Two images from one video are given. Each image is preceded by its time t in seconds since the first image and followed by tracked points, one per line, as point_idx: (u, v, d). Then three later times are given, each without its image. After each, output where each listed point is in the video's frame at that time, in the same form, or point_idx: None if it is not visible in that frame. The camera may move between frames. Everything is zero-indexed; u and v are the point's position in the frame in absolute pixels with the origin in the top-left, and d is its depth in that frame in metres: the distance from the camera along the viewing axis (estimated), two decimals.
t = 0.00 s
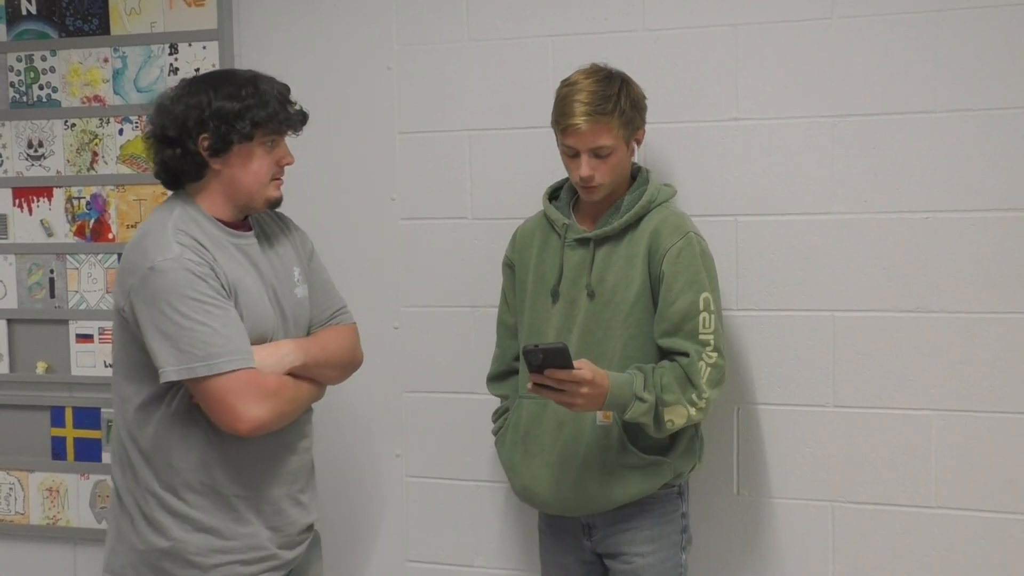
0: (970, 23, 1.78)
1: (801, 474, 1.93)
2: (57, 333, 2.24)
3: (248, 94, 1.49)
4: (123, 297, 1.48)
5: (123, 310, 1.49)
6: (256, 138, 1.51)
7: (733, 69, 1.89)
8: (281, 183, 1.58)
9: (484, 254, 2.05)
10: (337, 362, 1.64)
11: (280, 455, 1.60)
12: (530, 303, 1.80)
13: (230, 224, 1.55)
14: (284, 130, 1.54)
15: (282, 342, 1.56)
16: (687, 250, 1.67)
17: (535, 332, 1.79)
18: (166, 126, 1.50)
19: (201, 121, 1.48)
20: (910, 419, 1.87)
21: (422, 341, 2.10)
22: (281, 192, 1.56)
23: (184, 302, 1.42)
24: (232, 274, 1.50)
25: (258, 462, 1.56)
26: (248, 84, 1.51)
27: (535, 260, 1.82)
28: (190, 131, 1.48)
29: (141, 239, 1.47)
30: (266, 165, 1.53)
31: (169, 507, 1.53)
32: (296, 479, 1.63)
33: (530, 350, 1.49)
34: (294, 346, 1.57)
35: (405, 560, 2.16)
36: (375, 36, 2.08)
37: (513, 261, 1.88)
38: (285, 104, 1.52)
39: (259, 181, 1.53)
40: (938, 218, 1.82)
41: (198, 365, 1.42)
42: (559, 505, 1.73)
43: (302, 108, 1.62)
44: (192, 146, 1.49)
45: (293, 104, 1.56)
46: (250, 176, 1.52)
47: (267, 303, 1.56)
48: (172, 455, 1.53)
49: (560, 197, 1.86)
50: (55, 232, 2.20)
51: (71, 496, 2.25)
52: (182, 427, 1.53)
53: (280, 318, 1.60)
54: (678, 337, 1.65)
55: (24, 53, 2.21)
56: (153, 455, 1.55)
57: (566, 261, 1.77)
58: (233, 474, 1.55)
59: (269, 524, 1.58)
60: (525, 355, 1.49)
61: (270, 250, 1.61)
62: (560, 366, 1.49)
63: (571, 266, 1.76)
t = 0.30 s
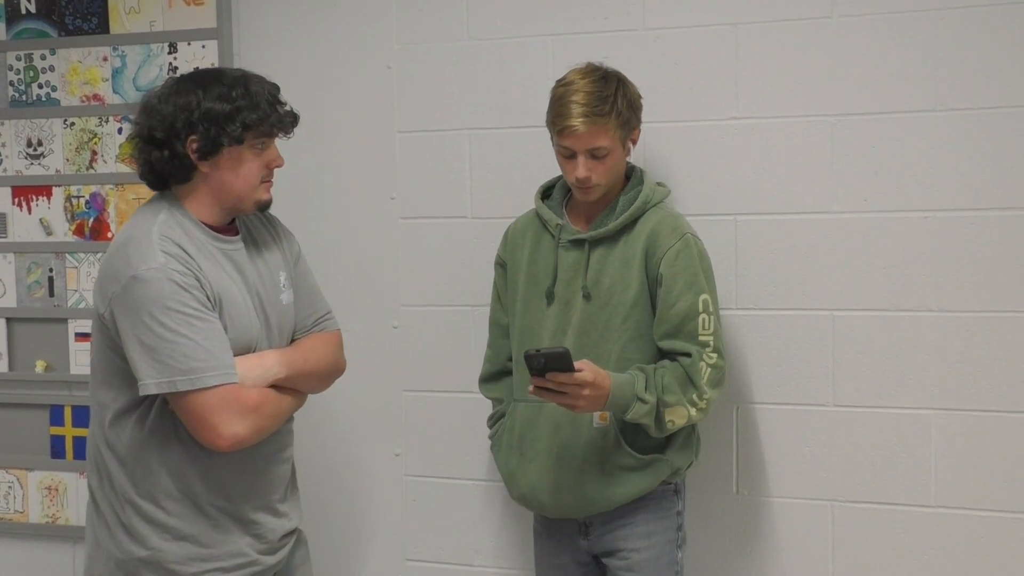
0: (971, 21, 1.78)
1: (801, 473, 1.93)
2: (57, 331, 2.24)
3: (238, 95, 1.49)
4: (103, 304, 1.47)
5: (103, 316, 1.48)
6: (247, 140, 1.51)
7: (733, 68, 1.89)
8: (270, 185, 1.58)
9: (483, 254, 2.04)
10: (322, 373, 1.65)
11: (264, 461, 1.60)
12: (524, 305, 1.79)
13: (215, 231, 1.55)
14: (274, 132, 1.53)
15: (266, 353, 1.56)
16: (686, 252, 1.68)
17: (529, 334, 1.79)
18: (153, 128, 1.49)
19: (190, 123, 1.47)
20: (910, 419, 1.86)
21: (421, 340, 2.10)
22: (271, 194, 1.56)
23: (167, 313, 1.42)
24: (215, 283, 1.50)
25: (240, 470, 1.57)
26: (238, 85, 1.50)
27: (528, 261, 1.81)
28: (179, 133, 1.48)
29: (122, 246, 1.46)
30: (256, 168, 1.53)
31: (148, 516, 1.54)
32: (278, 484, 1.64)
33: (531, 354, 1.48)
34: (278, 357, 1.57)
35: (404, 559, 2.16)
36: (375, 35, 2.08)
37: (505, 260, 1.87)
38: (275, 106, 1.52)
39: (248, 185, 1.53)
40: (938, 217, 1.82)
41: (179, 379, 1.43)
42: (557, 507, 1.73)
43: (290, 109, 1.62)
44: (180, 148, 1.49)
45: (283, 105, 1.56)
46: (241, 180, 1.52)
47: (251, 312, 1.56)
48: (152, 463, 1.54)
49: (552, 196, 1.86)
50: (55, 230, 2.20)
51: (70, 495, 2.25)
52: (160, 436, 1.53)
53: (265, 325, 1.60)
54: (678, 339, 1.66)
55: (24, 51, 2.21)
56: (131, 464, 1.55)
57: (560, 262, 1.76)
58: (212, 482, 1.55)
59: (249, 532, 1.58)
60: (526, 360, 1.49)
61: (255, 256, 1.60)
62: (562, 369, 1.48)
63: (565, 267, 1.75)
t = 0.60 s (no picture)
0: (970, 21, 1.78)
1: (801, 473, 1.93)
2: (58, 332, 2.24)
3: (231, 96, 1.49)
4: (97, 309, 1.47)
5: (97, 321, 1.48)
6: (241, 141, 1.51)
7: (732, 68, 1.89)
8: (266, 186, 1.58)
9: (483, 254, 2.05)
10: (318, 375, 1.65)
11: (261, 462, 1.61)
12: (523, 309, 1.79)
13: (210, 235, 1.55)
14: (269, 133, 1.53)
15: (262, 357, 1.56)
16: (683, 245, 1.68)
17: (529, 337, 1.78)
18: (147, 129, 1.49)
19: (184, 125, 1.47)
20: (910, 418, 1.86)
21: (421, 341, 2.10)
22: (266, 195, 1.56)
23: (161, 321, 1.42)
24: (210, 288, 1.50)
25: (236, 470, 1.57)
26: (232, 85, 1.50)
27: (524, 265, 1.81)
28: (172, 134, 1.48)
29: (116, 251, 1.46)
30: (251, 169, 1.53)
31: (142, 517, 1.54)
32: (274, 485, 1.64)
33: (539, 351, 1.48)
34: (274, 361, 1.57)
35: (405, 559, 2.16)
36: (374, 35, 2.08)
37: (499, 265, 1.87)
38: (269, 105, 1.52)
39: (243, 187, 1.53)
40: (937, 217, 1.82)
41: (173, 388, 1.43)
42: (568, 508, 1.73)
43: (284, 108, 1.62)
44: (174, 150, 1.49)
45: (278, 105, 1.56)
46: (237, 182, 1.52)
47: (247, 316, 1.56)
48: (147, 465, 1.54)
49: (543, 197, 1.86)
50: (55, 231, 2.21)
51: (71, 495, 2.25)
52: (155, 437, 1.54)
53: (260, 327, 1.60)
54: (680, 332, 1.67)
55: (25, 53, 2.21)
56: (125, 464, 1.55)
57: (556, 264, 1.76)
58: (207, 482, 1.55)
59: (244, 533, 1.59)
60: (534, 357, 1.49)
61: (251, 258, 1.60)
62: (569, 363, 1.49)
63: (562, 269, 1.76)
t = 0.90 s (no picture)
0: (969, 21, 1.77)
1: (802, 473, 1.93)
2: (58, 333, 2.24)
3: (228, 101, 1.49)
4: (98, 312, 1.47)
5: (98, 324, 1.49)
6: (238, 146, 1.51)
7: (732, 68, 1.89)
8: (264, 190, 1.58)
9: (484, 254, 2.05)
10: (321, 374, 1.65)
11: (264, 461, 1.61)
12: (525, 316, 1.79)
13: (211, 238, 1.55)
14: (267, 138, 1.53)
15: (263, 358, 1.56)
16: (679, 238, 1.68)
17: (532, 342, 1.79)
18: (145, 133, 1.50)
19: (180, 129, 1.48)
20: (910, 419, 1.86)
21: (422, 341, 2.10)
22: (263, 200, 1.56)
23: (161, 326, 1.42)
24: (210, 291, 1.50)
25: (238, 469, 1.57)
26: (230, 90, 1.50)
27: (522, 271, 1.81)
28: (169, 138, 1.48)
29: (115, 255, 1.46)
30: (248, 173, 1.53)
31: (144, 514, 1.54)
32: (277, 483, 1.64)
33: (544, 353, 1.49)
34: (276, 362, 1.57)
35: (406, 560, 2.16)
36: (374, 36, 2.08)
37: (496, 274, 1.86)
38: (267, 111, 1.51)
39: (241, 191, 1.53)
40: (937, 217, 1.82)
41: (174, 393, 1.44)
42: (585, 508, 1.73)
43: (285, 112, 1.61)
44: (170, 154, 1.49)
45: (276, 109, 1.56)
46: (233, 186, 1.52)
47: (248, 318, 1.56)
48: (148, 464, 1.54)
49: (533, 202, 1.85)
50: (56, 233, 2.21)
51: (72, 497, 2.25)
52: (157, 435, 1.54)
53: (262, 328, 1.60)
54: (681, 325, 1.67)
55: (25, 55, 2.21)
56: (127, 462, 1.55)
57: (554, 268, 1.76)
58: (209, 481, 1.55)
59: (246, 531, 1.59)
60: (538, 358, 1.49)
61: (253, 258, 1.60)
62: (574, 362, 1.49)
63: (561, 273, 1.75)
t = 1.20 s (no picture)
0: (972, 22, 1.77)
1: (805, 475, 1.93)
2: (61, 334, 2.24)
3: (229, 100, 1.49)
4: (105, 312, 1.47)
5: (106, 325, 1.49)
6: (239, 145, 1.51)
7: (734, 70, 1.89)
8: (267, 189, 1.58)
9: (487, 255, 2.05)
10: (328, 370, 1.65)
11: (271, 457, 1.61)
12: (529, 317, 1.80)
13: (217, 236, 1.55)
14: (268, 136, 1.53)
15: (271, 355, 1.56)
16: (681, 237, 1.68)
17: (537, 344, 1.79)
18: (147, 133, 1.50)
19: (182, 128, 1.48)
20: (913, 420, 1.86)
21: (425, 342, 2.10)
22: (267, 199, 1.56)
23: (168, 326, 1.42)
24: (217, 289, 1.50)
25: (246, 465, 1.57)
26: (231, 89, 1.50)
27: (526, 274, 1.81)
28: (171, 138, 1.49)
29: (122, 255, 1.46)
30: (251, 172, 1.53)
31: (154, 510, 1.54)
32: (285, 480, 1.65)
33: (551, 345, 1.51)
34: (284, 359, 1.57)
35: (409, 561, 2.16)
36: (378, 37, 2.08)
37: (500, 278, 1.86)
38: (268, 110, 1.51)
39: (243, 190, 1.53)
40: (940, 218, 1.82)
41: (182, 391, 1.44)
42: (591, 508, 1.73)
43: (288, 111, 1.61)
44: (173, 153, 1.50)
45: (278, 109, 1.56)
46: (236, 185, 1.52)
47: (255, 315, 1.56)
48: (158, 460, 1.54)
49: (537, 206, 1.85)
50: (60, 234, 2.21)
51: (75, 498, 2.25)
52: (166, 432, 1.54)
53: (269, 325, 1.60)
54: (685, 324, 1.66)
55: (30, 56, 2.22)
56: (137, 458, 1.55)
57: (558, 270, 1.77)
58: (218, 477, 1.55)
59: (254, 527, 1.59)
60: (546, 350, 1.52)
61: (259, 255, 1.61)
62: (581, 356, 1.51)
63: (565, 274, 1.76)
